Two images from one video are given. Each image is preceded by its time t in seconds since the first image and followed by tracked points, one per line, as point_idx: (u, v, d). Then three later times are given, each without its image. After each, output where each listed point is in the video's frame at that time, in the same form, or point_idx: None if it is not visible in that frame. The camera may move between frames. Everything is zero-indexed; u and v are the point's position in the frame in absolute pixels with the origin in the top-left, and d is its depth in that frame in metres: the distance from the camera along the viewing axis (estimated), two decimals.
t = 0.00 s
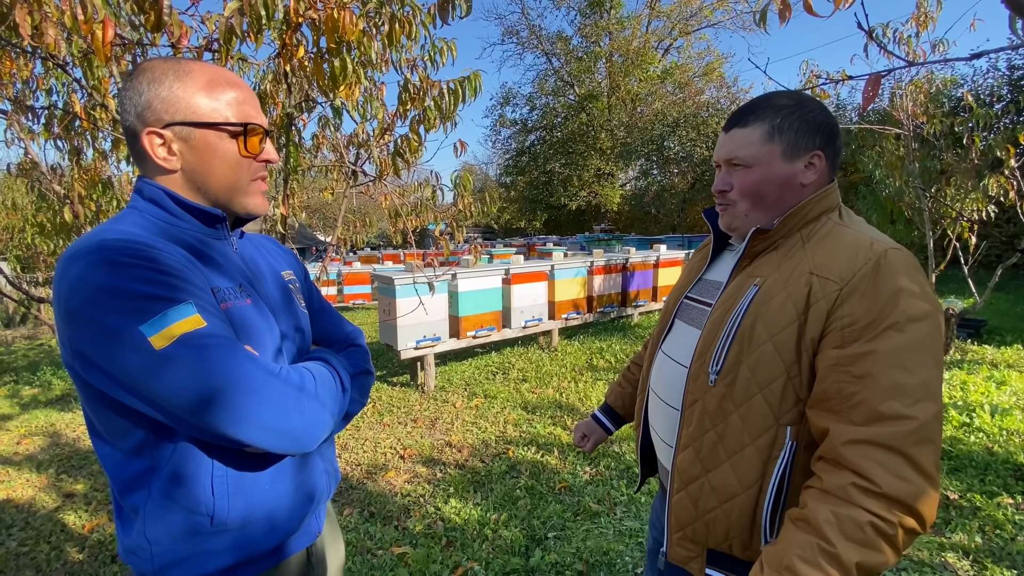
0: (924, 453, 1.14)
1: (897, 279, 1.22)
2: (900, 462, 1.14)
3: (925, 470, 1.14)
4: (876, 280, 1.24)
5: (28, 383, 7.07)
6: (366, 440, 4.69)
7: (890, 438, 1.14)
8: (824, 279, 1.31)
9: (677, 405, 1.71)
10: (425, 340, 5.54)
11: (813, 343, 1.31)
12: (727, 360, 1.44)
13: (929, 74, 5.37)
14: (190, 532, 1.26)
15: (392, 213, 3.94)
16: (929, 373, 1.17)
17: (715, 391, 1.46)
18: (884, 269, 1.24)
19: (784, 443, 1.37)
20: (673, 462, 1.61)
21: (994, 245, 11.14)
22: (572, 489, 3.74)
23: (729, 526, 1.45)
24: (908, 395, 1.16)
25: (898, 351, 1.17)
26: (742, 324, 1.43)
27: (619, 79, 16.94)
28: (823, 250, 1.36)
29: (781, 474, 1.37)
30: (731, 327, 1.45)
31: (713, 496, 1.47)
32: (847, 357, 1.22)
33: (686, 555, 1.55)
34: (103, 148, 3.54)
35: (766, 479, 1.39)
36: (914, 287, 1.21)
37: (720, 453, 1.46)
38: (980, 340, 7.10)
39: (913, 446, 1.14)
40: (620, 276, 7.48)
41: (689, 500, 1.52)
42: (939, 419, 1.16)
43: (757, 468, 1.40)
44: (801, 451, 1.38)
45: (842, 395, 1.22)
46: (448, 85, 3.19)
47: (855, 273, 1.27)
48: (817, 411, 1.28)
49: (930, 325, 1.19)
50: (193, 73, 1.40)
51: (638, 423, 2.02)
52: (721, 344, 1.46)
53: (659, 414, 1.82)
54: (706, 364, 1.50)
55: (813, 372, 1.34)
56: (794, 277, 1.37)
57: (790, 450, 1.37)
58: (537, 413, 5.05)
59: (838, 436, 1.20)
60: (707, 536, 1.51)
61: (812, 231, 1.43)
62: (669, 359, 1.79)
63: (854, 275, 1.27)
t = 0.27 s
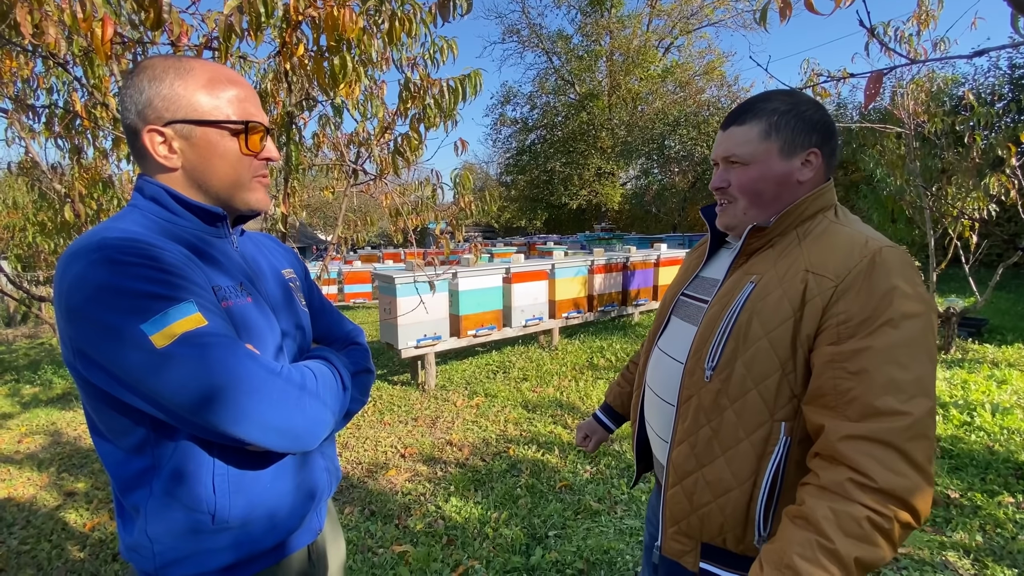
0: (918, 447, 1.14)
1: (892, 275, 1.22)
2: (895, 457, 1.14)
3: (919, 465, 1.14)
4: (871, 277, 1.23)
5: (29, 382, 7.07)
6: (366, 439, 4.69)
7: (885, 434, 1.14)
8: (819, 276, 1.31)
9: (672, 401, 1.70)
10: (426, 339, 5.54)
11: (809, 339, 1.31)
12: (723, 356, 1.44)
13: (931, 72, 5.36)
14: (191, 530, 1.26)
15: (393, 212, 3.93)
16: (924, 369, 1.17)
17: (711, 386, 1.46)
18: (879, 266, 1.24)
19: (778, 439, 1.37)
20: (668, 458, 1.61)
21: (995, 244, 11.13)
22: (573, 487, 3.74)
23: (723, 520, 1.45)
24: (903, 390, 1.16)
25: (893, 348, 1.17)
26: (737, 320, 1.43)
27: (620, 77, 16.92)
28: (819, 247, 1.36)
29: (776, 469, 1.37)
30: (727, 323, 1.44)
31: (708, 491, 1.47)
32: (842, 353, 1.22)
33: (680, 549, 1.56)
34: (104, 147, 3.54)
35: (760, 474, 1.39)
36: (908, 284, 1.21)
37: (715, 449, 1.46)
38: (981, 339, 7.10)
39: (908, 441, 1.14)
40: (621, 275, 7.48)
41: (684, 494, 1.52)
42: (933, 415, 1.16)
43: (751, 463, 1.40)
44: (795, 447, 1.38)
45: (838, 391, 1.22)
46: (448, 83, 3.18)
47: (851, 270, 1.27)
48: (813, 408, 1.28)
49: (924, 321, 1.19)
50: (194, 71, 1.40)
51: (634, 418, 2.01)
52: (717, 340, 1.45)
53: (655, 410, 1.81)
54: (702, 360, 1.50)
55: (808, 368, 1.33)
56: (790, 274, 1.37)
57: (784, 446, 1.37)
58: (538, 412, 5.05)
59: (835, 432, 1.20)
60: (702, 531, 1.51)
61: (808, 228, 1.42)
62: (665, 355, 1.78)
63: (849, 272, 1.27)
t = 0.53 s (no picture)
0: (909, 444, 1.14)
1: (890, 275, 1.22)
2: (883, 452, 1.14)
3: (908, 462, 1.14)
4: (868, 276, 1.24)
5: (30, 381, 7.07)
6: (367, 438, 4.69)
7: (875, 427, 1.14)
8: (818, 275, 1.31)
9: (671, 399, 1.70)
10: (426, 338, 5.54)
11: (806, 337, 1.31)
12: (721, 354, 1.44)
13: (932, 71, 5.35)
14: (192, 529, 1.26)
15: (393, 211, 3.93)
16: (918, 367, 1.17)
17: (709, 384, 1.46)
18: (876, 265, 1.24)
19: (775, 437, 1.37)
20: (667, 455, 1.61)
21: (996, 244, 11.13)
22: (573, 487, 3.74)
23: (721, 516, 1.46)
24: (897, 387, 1.16)
25: (888, 345, 1.17)
26: (736, 319, 1.42)
27: (621, 77, 16.91)
28: (818, 246, 1.35)
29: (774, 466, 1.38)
30: (726, 322, 1.44)
31: (706, 487, 1.47)
32: (837, 350, 1.22)
33: (678, 545, 1.56)
34: (104, 145, 3.54)
35: (758, 471, 1.40)
36: (906, 283, 1.21)
37: (712, 446, 1.46)
38: (982, 339, 7.10)
39: (897, 436, 1.14)
40: (621, 275, 7.47)
41: (681, 491, 1.53)
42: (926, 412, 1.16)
43: (749, 460, 1.40)
44: (792, 444, 1.38)
45: (833, 388, 1.22)
46: (449, 82, 3.18)
47: (848, 269, 1.27)
48: (808, 404, 1.28)
49: (921, 321, 1.19)
50: (194, 69, 1.40)
51: (633, 416, 2.01)
52: (716, 338, 1.45)
53: (654, 409, 1.81)
54: (701, 358, 1.50)
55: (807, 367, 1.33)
56: (789, 273, 1.37)
57: (781, 443, 1.37)
58: (538, 412, 5.05)
59: (826, 424, 1.20)
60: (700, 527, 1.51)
61: (808, 227, 1.42)
62: (665, 353, 1.78)
63: (847, 271, 1.27)
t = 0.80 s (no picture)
0: (882, 426, 1.14)
1: (884, 270, 1.23)
2: (855, 428, 1.14)
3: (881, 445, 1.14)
4: (862, 271, 1.24)
5: (30, 381, 7.07)
6: (367, 438, 4.70)
7: (850, 403, 1.15)
8: (813, 271, 1.31)
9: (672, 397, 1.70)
10: (427, 337, 5.55)
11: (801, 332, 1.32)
12: (718, 350, 1.44)
13: (932, 71, 5.35)
14: (195, 528, 1.27)
15: (394, 211, 3.93)
16: (904, 357, 1.17)
17: (706, 380, 1.46)
18: (872, 262, 1.25)
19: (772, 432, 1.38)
20: (665, 451, 1.61)
21: (996, 245, 11.13)
22: (573, 486, 3.74)
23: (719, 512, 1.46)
24: (878, 372, 1.15)
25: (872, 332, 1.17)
26: (733, 315, 1.43)
27: (621, 76, 16.90)
28: (817, 243, 1.36)
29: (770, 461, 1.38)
30: (724, 318, 1.45)
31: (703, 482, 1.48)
32: (823, 337, 1.23)
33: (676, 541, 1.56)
34: (105, 145, 3.54)
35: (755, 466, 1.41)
36: (899, 278, 1.22)
37: (709, 441, 1.46)
38: (982, 339, 7.10)
39: (872, 415, 1.14)
40: (621, 274, 7.48)
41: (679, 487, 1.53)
42: (909, 401, 1.16)
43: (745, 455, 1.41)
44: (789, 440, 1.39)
45: (817, 373, 1.22)
46: (449, 82, 3.19)
47: (844, 265, 1.27)
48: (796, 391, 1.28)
49: (912, 314, 1.20)
50: (196, 69, 1.40)
51: (634, 415, 2.01)
52: (714, 334, 1.45)
53: (655, 407, 1.81)
54: (698, 354, 1.50)
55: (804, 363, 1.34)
56: (786, 270, 1.37)
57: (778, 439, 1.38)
58: (538, 411, 5.06)
59: (804, 398, 1.21)
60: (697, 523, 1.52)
61: (809, 227, 1.42)
62: (666, 352, 1.78)
63: (842, 266, 1.27)
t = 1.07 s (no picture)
0: (905, 435, 1.12)
1: (884, 273, 1.23)
2: (880, 441, 1.12)
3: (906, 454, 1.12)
4: (862, 274, 1.24)
5: (30, 379, 7.08)
6: (367, 437, 4.70)
7: (872, 415, 1.13)
8: (812, 274, 1.32)
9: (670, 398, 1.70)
10: (427, 337, 5.55)
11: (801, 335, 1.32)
12: (716, 351, 1.44)
13: (932, 72, 5.35)
14: (197, 527, 1.27)
15: (394, 210, 3.93)
16: (914, 362, 1.17)
17: (704, 381, 1.46)
18: (871, 264, 1.25)
19: (769, 433, 1.38)
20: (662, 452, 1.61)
21: (996, 245, 11.14)
22: (573, 486, 3.74)
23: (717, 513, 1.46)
24: (892, 378, 1.15)
25: (882, 339, 1.17)
26: (731, 317, 1.43)
27: (622, 76, 16.91)
28: (814, 246, 1.36)
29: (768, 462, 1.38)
30: (722, 319, 1.45)
31: (701, 483, 1.49)
32: (831, 345, 1.22)
33: (673, 541, 1.56)
34: (105, 145, 3.54)
35: (753, 467, 1.41)
36: (900, 281, 1.22)
37: (707, 442, 1.46)
38: (981, 339, 7.11)
39: (894, 425, 1.12)
40: (621, 274, 7.47)
41: (677, 487, 1.53)
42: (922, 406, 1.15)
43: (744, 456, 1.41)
44: (787, 442, 1.39)
45: (828, 382, 1.21)
46: (450, 81, 3.19)
47: (842, 267, 1.27)
48: (806, 401, 1.27)
49: (915, 318, 1.20)
50: (199, 69, 1.40)
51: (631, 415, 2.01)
52: (712, 335, 1.46)
53: (653, 408, 1.81)
54: (696, 355, 1.50)
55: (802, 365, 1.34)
56: (784, 272, 1.38)
57: (775, 441, 1.38)
58: (538, 411, 5.06)
59: (822, 413, 1.18)
60: (695, 524, 1.52)
61: (806, 228, 1.43)
62: (664, 353, 1.79)
63: (841, 269, 1.27)
